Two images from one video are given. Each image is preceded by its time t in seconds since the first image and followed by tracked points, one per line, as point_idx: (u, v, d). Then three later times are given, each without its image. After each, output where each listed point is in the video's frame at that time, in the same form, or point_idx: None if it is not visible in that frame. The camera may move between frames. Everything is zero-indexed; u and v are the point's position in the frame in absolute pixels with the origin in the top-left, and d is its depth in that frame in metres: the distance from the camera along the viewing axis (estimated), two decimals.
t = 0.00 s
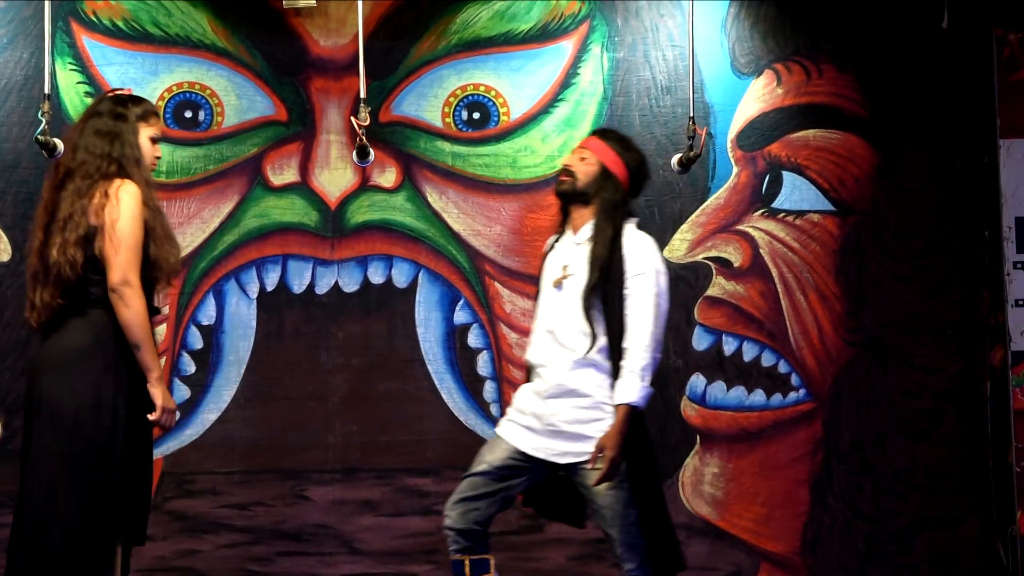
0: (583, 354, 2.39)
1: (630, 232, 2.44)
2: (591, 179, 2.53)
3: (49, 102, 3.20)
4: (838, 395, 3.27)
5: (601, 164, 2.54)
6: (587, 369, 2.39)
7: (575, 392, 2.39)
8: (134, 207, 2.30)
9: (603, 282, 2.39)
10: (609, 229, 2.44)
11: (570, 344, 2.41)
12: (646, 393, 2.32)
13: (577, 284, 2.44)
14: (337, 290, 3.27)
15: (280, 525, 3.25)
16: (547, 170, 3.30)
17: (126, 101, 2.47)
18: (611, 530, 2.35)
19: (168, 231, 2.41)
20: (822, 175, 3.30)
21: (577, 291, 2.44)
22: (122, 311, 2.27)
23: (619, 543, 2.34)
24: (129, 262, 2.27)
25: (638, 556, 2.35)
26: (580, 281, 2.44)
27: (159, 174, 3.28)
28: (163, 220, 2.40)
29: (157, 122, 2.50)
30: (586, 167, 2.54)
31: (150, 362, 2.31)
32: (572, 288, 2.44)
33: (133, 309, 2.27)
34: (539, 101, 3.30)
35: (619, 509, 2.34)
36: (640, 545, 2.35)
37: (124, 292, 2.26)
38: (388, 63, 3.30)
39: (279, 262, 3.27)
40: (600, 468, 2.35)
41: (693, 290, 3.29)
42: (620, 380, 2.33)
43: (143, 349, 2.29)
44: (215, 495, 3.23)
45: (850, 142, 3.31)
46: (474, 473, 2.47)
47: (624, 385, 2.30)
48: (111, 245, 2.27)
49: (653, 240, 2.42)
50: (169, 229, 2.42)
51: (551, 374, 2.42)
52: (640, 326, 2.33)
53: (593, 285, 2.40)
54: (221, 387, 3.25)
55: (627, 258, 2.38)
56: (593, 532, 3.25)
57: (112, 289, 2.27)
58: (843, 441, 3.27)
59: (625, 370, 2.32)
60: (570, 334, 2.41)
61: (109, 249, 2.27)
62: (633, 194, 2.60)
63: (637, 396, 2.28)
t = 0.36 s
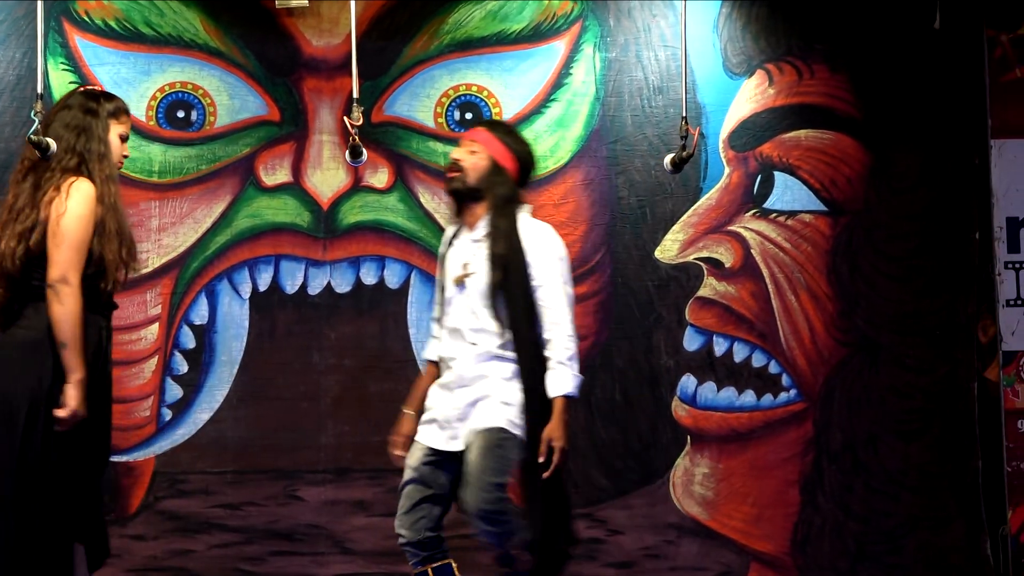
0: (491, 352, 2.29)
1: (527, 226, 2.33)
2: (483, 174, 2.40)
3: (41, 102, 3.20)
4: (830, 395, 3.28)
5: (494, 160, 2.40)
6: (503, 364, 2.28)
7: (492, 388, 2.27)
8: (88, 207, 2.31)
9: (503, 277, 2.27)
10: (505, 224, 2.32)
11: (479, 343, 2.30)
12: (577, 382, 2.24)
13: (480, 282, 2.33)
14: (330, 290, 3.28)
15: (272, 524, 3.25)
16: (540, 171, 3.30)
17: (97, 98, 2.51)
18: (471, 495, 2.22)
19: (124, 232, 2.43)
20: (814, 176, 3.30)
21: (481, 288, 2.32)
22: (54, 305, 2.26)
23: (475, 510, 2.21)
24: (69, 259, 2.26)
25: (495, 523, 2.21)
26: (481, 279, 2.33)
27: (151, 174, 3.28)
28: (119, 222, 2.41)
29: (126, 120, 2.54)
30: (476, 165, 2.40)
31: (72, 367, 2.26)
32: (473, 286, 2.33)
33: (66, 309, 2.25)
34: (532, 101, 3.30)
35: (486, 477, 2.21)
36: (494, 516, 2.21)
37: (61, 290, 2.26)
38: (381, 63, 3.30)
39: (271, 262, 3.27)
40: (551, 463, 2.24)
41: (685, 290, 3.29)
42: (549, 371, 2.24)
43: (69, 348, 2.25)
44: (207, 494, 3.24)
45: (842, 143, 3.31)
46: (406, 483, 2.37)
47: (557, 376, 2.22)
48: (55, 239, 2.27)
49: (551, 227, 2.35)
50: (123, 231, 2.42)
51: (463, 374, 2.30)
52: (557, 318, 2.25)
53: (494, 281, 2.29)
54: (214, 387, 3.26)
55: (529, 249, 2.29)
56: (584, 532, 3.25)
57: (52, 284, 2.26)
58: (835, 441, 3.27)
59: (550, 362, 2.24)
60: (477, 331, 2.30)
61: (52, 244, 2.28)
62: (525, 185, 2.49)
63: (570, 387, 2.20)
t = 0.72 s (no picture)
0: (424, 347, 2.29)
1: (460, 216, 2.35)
2: (414, 167, 2.40)
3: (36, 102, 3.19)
4: (825, 395, 3.28)
5: (424, 152, 2.42)
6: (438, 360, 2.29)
7: (424, 387, 2.26)
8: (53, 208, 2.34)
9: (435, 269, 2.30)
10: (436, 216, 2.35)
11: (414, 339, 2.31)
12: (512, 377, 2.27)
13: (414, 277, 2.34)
14: (325, 291, 3.27)
15: (268, 525, 3.25)
16: (536, 171, 3.30)
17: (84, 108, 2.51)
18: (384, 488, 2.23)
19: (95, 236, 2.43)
20: (809, 176, 3.30)
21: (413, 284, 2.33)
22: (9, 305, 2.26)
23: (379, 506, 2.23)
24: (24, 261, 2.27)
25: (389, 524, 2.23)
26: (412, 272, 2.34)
27: (146, 174, 3.27)
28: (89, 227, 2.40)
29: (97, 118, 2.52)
30: (407, 155, 2.41)
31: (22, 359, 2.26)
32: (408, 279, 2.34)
33: (19, 309, 2.25)
34: (527, 101, 3.30)
35: (400, 476, 2.22)
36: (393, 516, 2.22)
37: (14, 289, 2.26)
38: (376, 63, 3.30)
39: (267, 263, 3.27)
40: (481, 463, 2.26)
41: (681, 291, 3.29)
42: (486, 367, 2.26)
43: (23, 348, 2.26)
44: (203, 495, 3.24)
45: (838, 143, 3.31)
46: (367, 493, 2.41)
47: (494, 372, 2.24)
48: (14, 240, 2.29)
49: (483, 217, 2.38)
50: (93, 234, 2.41)
51: (398, 372, 2.30)
52: (491, 312, 2.27)
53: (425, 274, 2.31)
54: (209, 388, 3.25)
55: (459, 239, 2.32)
56: (580, 532, 3.27)
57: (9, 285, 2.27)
58: (830, 441, 3.28)
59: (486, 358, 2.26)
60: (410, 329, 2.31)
61: (13, 246, 2.29)
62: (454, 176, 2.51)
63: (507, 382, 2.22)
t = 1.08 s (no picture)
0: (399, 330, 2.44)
1: (449, 203, 2.50)
2: (410, 151, 2.58)
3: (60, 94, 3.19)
4: (848, 390, 3.28)
5: (419, 136, 2.59)
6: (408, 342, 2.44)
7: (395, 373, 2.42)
8: (10, 205, 2.56)
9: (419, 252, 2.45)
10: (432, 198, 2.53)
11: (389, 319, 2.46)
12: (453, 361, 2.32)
13: (398, 261, 2.50)
14: (348, 283, 3.30)
15: (293, 517, 3.28)
16: (558, 164, 3.30)
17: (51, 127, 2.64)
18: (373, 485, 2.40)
19: (59, 239, 2.59)
20: (833, 170, 3.29)
21: (398, 268, 2.49)
22: None
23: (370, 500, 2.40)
24: None
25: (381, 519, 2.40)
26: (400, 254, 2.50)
27: (170, 166, 3.28)
28: (56, 232, 2.59)
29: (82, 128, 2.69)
30: (402, 139, 2.58)
31: None
32: (394, 261, 2.51)
33: None
34: (550, 94, 3.30)
35: (385, 470, 2.39)
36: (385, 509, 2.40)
37: None
38: (398, 56, 3.29)
39: (290, 255, 3.28)
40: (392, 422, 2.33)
41: (704, 284, 3.29)
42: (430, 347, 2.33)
43: None
44: (228, 487, 3.27)
45: (860, 136, 3.30)
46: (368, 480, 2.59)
47: (434, 351, 2.31)
48: None
49: (475, 208, 2.52)
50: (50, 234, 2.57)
51: (374, 351, 2.46)
52: (458, 294, 2.37)
53: (412, 256, 2.46)
54: (234, 380, 3.28)
55: (449, 226, 2.45)
56: (604, 525, 3.28)
57: None
58: (853, 436, 3.27)
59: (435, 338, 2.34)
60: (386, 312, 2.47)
61: None
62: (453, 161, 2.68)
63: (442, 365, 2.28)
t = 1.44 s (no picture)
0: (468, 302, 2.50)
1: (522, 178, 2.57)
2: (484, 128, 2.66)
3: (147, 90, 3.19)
4: (937, 383, 3.27)
5: (492, 113, 2.67)
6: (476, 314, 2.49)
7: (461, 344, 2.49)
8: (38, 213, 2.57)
9: (490, 224, 2.51)
10: (504, 171, 2.60)
11: (458, 293, 2.52)
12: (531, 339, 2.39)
13: (466, 232, 2.57)
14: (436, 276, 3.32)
15: (381, 510, 3.33)
16: (642, 156, 3.29)
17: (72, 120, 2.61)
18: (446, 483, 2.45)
19: (63, 229, 2.52)
20: (920, 161, 3.28)
21: (466, 237, 2.56)
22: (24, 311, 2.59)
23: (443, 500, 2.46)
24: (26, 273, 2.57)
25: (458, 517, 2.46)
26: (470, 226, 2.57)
27: (256, 160, 3.28)
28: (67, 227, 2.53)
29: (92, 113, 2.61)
30: (477, 116, 2.68)
31: None
32: (462, 232, 2.58)
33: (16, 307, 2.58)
34: (634, 87, 3.29)
35: (457, 467, 2.44)
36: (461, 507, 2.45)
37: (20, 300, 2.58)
38: (483, 49, 3.28)
39: (376, 248, 3.30)
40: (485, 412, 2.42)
41: (790, 277, 3.28)
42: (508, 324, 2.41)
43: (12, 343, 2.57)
44: (317, 480, 3.32)
45: (947, 128, 3.29)
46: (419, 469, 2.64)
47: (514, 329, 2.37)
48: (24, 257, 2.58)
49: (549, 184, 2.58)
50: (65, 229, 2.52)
51: (441, 324, 2.53)
52: (530, 269, 2.44)
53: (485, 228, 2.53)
54: (321, 372, 3.32)
55: (524, 202, 2.51)
56: (690, 518, 3.32)
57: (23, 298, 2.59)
58: (942, 429, 3.27)
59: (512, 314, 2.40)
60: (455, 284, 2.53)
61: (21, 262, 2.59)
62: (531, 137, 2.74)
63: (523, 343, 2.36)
